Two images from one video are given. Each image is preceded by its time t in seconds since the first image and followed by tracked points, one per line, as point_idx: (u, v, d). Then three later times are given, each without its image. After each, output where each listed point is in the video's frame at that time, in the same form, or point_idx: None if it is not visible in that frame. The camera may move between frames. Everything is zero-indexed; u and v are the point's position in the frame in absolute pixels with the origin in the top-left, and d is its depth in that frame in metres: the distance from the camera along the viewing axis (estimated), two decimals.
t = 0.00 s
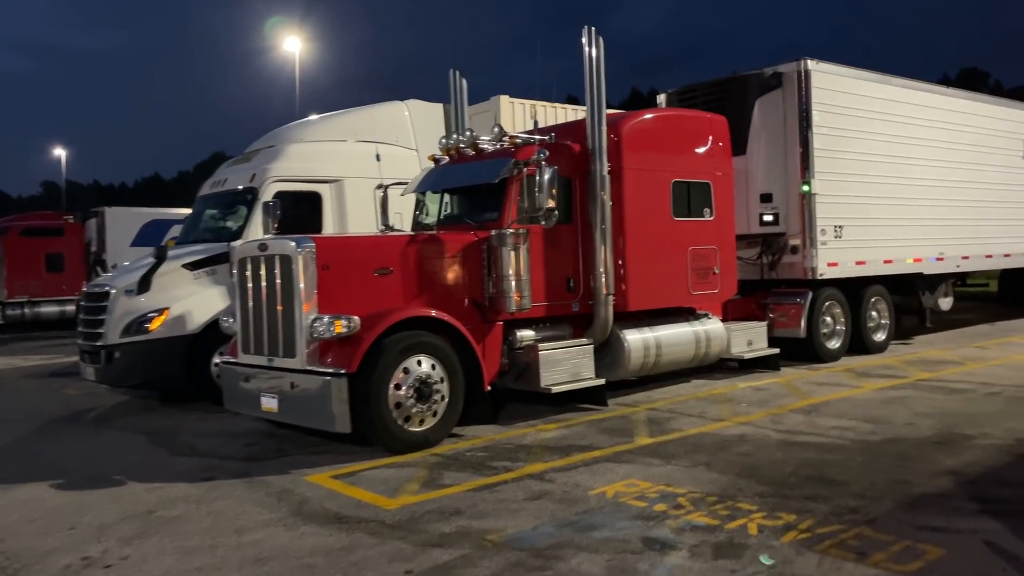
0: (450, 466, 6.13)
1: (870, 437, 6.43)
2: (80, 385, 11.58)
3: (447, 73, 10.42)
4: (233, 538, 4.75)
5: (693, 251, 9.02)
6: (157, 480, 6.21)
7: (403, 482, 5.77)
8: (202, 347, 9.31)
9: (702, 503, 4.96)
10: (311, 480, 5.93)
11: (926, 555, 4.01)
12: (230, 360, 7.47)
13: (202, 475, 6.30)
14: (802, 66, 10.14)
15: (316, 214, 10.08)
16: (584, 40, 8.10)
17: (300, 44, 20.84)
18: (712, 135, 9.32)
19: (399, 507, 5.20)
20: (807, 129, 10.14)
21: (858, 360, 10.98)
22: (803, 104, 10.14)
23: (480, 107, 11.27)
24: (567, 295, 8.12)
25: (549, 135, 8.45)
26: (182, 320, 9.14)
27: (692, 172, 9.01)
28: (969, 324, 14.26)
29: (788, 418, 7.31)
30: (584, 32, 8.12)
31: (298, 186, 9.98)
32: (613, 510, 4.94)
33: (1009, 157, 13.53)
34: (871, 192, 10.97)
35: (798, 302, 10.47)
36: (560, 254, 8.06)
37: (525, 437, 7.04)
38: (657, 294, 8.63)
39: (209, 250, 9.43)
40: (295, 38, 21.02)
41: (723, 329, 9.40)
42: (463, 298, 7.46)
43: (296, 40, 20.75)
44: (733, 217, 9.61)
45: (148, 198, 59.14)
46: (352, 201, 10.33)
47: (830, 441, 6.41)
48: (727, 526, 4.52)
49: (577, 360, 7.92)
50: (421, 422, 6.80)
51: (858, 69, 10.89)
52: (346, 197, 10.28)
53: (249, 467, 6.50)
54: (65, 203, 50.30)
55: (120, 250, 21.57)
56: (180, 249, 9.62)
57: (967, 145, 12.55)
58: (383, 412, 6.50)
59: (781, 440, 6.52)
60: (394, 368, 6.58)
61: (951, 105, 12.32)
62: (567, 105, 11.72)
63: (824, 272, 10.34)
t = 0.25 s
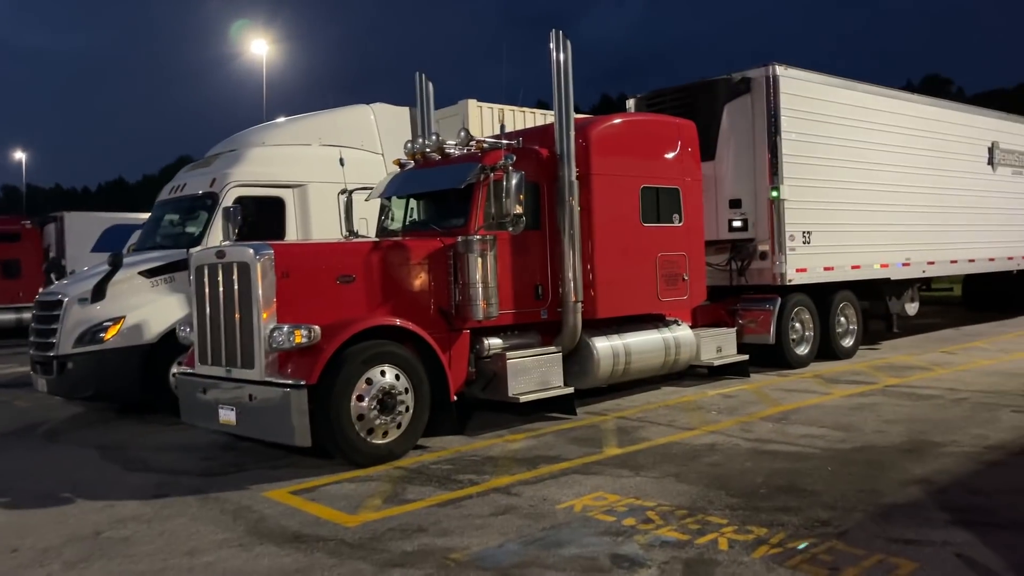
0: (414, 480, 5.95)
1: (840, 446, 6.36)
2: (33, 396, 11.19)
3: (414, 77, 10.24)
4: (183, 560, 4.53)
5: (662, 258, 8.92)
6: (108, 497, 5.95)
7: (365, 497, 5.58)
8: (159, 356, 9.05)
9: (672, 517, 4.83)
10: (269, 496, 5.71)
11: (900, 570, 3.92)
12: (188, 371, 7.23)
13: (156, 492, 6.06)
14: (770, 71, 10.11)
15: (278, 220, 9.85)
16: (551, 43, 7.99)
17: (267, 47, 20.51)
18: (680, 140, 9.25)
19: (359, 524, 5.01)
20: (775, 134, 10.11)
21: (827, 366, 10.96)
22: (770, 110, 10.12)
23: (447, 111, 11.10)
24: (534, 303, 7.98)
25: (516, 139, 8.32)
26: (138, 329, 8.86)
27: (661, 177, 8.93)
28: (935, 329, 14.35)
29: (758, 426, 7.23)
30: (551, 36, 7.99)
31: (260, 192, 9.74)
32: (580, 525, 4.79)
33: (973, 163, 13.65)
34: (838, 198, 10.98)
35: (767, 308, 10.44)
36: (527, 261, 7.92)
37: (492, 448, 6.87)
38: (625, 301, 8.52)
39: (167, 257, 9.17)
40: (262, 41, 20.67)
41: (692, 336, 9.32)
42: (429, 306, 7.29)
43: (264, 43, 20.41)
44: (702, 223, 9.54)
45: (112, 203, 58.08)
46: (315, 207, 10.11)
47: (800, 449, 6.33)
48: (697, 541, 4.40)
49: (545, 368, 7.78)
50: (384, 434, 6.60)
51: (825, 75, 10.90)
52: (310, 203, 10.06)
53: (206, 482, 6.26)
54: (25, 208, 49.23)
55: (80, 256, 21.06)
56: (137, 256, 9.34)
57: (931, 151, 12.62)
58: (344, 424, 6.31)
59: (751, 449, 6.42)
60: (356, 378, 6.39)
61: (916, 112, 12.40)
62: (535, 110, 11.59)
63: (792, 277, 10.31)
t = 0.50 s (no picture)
0: (400, 487, 5.82)
1: (835, 448, 6.25)
2: (17, 403, 11.02)
3: (402, 76, 10.12)
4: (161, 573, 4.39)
5: (654, 258, 8.81)
6: (88, 506, 5.81)
7: (350, 505, 5.45)
8: (144, 361, 8.92)
9: (663, 523, 4.71)
10: (252, 504, 5.58)
11: None
12: (171, 377, 7.09)
13: (136, 500, 5.91)
14: (761, 70, 10.01)
15: (266, 222, 9.71)
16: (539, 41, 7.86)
17: (259, 50, 20.31)
18: (672, 139, 9.14)
19: (343, 533, 4.88)
20: (767, 133, 10.01)
21: (821, 367, 10.86)
22: (763, 108, 10.02)
23: (437, 112, 10.98)
24: (525, 305, 7.85)
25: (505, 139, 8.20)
26: (123, 334, 8.71)
27: (653, 177, 8.82)
28: (930, 328, 14.27)
29: (752, 429, 7.11)
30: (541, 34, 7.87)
31: (246, 194, 9.61)
32: (570, 532, 4.67)
33: (966, 161, 13.57)
34: (831, 197, 10.88)
35: (760, 309, 10.33)
36: (517, 262, 7.80)
37: (481, 453, 6.75)
38: (617, 301, 8.41)
39: (152, 261, 9.03)
40: (254, 45, 20.46)
41: (685, 337, 9.21)
42: (417, 309, 7.16)
43: (256, 47, 20.19)
44: (694, 223, 9.43)
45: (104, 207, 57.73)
46: (303, 210, 9.98)
47: (795, 452, 6.21)
48: (689, 549, 4.28)
49: (535, 371, 7.65)
50: (371, 439, 6.47)
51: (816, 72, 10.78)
52: (298, 205, 9.92)
53: (188, 490, 6.13)
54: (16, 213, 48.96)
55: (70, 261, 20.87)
56: (122, 260, 9.20)
57: (924, 148, 12.53)
58: (330, 430, 6.18)
59: (745, 452, 6.31)
60: (342, 383, 6.26)
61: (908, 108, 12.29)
62: (526, 110, 11.48)
63: (786, 277, 10.22)
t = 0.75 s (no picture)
0: (394, 495, 5.67)
1: (842, 456, 6.07)
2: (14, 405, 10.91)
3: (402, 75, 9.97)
4: None
5: (657, 260, 8.64)
6: (75, 514, 5.68)
7: (341, 514, 5.31)
8: (140, 363, 8.81)
9: (663, 536, 4.55)
10: (241, 513, 5.44)
11: None
12: (163, 380, 6.96)
13: (124, 508, 5.78)
14: (768, 69, 9.84)
15: (264, 223, 9.58)
16: (540, 39, 7.71)
17: (265, 51, 20.15)
18: (676, 140, 8.97)
19: (333, 544, 4.74)
20: (774, 133, 9.83)
21: (829, 371, 10.67)
22: (770, 108, 9.84)
23: (439, 111, 10.83)
24: (525, 308, 7.70)
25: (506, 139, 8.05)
26: (118, 336, 8.59)
27: (656, 178, 8.66)
28: (939, 332, 14.04)
29: (757, 436, 6.94)
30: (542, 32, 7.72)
31: (245, 195, 9.48)
32: (566, 545, 4.51)
33: (977, 162, 13.35)
34: (839, 198, 10.69)
35: (767, 312, 10.15)
36: (517, 264, 7.64)
37: (479, 460, 6.59)
38: (620, 304, 8.25)
39: (148, 262, 8.91)
40: (260, 44, 20.27)
41: (690, 341, 9.04)
42: (414, 312, 7.02)
43: (262, 46, 19.98)
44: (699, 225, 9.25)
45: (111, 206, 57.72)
46: (303, 210, 9.84)
47: (800, 460, 6.03)
48: (689, 564, 4.12)
49: (535, 376, 7.50)
50: (366, 445, 6.33)
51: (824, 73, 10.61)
52: (297, 206, 9.79)
53: (178, 497, 5.99)
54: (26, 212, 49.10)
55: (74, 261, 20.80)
56: (118, 261, 9.08)
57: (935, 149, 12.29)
58: (323, 436, 6.04)
59: (748, 461, 6.14)
60: (336, 387, 6.12)
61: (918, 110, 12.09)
62: (529, 110, 11.32)
63: (793, 280, 10.03)
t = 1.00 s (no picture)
0: (397, 498, 5.56)
1: (856, 462, 5.91)
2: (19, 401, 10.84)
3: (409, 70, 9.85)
4: None
5: (667, 259, 8.49)
6: (74, 514, 5.60)
7: (342, 517, 5.20)
8: (144, 359, 8.74)
9: (670, 544, 4.41)
10: (241, 516, 5.34)
11: None
12: (165, 379, 6.86)
13: (122, 509, 5.69)
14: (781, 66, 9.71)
15: (270, 220, 9.49)
16: (550, 33, 7.56)
17: (277, 47, 19.97)
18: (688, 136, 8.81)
19: (332, 549, 4.63)
20: (788, 130, 9.66)
21: (842, 373, 10.49)
22: (784, 105, 9.67)
23: (447, 107, 10.71)
24: (532, 307, 7.57)
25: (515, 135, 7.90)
26: (122, 333, 8.52)
27: (667, 175, 8.50)
28: (955, 333, 13.83)
29: (769, 439, 6.79)
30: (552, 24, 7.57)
31: (250, 191, 9.39)
32: (571, 552, 4.38)
33: (996, 160, 13.11)
34: (853, 196, 10.50)
35: (779, 312, 9.98)
36: (525, 263, 7.51)
37: (484, 462, 6.47)
38: (629, 304, 8.10)
39: (153, 258, 8.83)
40: (271, 41, 20.12)
41: (700, 341, 8.89)
42: (419, 311, 6.90)
43: (273, 42, 19.83)
44: (710, 223, 9.09)
45: (123, 202, 57.82)
46: (309, 207, 9.74)
47: (813, 465, 5.88)
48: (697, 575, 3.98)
49: (543, 376, 7.37)
50: (369, 447, 6.22)
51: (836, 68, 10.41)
52: (303, 202, 9.69)
53: (178, 498, 5.90)
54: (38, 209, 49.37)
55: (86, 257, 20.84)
56: (123, 257, 9.01)
57: (948, 146, 12.00)
58: (325, 437, 5.93)
59: (759, 465, 5.99)
60: (338, 388, 6.00)
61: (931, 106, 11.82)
62: (538, 106, 11.18)
63: (805, 280, 9.86)
